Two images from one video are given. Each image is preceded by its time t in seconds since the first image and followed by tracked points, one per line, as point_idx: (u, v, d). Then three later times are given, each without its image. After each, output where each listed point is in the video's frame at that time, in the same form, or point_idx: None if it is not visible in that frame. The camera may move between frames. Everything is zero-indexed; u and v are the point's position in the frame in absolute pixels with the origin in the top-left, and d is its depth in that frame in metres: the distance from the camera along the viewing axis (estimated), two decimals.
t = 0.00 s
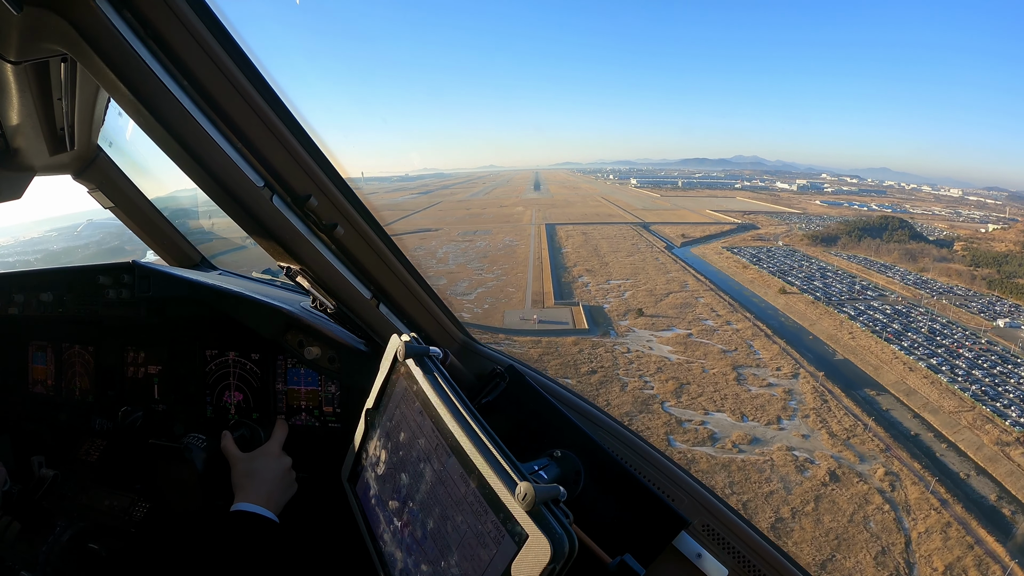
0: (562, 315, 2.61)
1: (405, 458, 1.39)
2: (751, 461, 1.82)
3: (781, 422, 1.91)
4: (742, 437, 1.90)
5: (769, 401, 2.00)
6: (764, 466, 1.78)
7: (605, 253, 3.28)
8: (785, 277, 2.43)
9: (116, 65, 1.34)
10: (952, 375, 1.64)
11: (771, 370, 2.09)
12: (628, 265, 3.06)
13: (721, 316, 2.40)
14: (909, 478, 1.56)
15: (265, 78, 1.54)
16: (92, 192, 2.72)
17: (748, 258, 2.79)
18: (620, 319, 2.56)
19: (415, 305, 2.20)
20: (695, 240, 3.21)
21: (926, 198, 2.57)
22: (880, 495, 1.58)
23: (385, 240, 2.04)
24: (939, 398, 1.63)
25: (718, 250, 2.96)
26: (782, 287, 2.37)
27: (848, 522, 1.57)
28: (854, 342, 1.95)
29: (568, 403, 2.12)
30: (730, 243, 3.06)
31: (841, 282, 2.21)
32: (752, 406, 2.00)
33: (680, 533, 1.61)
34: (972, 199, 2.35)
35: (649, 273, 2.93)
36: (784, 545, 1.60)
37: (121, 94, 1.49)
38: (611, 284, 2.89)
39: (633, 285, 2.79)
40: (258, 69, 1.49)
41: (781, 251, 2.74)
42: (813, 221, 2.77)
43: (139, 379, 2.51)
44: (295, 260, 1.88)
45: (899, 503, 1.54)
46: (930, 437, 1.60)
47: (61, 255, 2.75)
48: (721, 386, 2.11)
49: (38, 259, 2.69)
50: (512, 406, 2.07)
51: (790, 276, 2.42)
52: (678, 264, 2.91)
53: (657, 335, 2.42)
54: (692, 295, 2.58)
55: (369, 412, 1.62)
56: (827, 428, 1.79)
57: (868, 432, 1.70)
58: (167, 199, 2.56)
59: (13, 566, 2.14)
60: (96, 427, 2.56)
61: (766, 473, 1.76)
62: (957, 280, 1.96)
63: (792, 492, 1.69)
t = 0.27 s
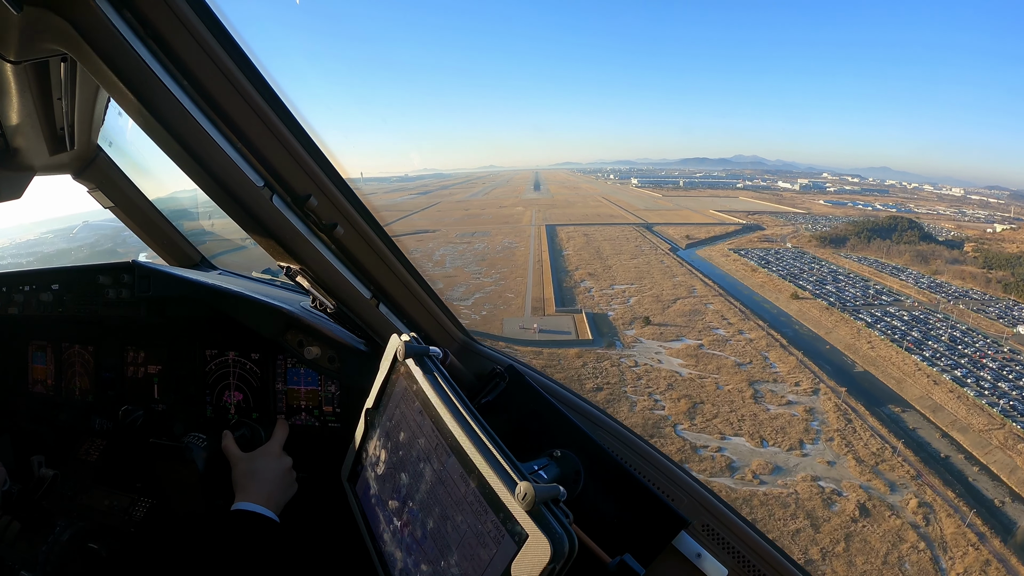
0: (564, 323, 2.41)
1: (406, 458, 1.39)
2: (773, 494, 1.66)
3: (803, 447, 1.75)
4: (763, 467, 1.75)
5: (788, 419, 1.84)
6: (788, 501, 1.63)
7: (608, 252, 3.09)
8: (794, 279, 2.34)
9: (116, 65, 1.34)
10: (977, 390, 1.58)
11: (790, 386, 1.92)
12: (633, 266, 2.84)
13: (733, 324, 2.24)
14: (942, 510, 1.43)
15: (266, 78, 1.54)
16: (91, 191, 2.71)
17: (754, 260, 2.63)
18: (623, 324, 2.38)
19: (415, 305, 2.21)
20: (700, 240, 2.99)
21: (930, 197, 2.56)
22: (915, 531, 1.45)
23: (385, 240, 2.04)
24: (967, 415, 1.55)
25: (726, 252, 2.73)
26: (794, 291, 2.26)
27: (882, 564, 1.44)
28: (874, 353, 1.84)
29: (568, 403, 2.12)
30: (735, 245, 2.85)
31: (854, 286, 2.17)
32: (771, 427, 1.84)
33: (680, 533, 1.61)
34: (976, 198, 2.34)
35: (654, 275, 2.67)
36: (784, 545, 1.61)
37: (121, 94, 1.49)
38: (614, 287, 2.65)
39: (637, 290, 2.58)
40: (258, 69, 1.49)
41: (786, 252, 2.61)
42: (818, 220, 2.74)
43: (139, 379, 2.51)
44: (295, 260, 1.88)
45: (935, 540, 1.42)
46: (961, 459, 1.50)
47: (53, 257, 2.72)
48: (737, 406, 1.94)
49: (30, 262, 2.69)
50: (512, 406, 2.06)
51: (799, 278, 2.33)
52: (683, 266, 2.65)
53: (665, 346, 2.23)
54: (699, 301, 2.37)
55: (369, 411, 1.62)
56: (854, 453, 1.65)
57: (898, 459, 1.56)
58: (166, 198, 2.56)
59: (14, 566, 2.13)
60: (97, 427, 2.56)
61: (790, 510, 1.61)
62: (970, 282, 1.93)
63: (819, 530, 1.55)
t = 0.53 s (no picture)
0: (568, 334, 2.42)
1: (405, 458, 1.39)
2: (800, 531, 1.58)
3: (830, 476, 1.65)
4: (788, 500, 1.65)
5: (811, 442, 1.75)
6: (816, 539, 1.55)
7: (611, 258, 3.18)
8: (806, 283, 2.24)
9: (116, 65, 1.34)
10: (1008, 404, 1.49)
11: (811, 404, 1.84)
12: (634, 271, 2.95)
13: (747, 333, 2.23)
14: (981, 544, 1.36)
15: (266, 78, 1.54)
16: (91, 191, 2.71)
17: (764, 263, 2.57)
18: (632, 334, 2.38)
19: (415, 304, 2.21)
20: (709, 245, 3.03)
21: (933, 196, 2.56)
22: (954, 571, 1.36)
23: (384, 240, 2.04)
24: (999, 433, 1.47)
25: (734, 255, 2.76)
26: (808, 295, 2.16)
27: None
28: (896, 364, 1.74)
29: (567, 403, 2.12)
30: (743, 246, 2.88)
31: (868, 290, 2.04)
32: (796, 452, 1.75)
33: (680, 533, 1.61)
34: (979, 196, 2.31)
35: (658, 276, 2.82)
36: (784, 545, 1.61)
37: (121, 94, 1.49)
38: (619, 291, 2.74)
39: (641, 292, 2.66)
40: (258, 69, 1.49)
41: (795, 254, 2.53)
42: (826, 220, 2.66)
43: (139, 379, 2.51)
44: (295, 260, 1.88)
45: None
46: (995, 483, 1.42)
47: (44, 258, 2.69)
48: (755, 428, 1.86)
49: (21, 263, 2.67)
50: (512, 406, 2.06)
51: (811, 283, 2.23)
52: (690, 270, 2.74)
53: (675, 358, 2.20)
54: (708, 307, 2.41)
55: (369, 411, 1.62)
56: (884, 482, 1.56)
57: (931, 485, 1.47)
58: (166, 199, 2.56)
59: (11, 564, 2.11)
60: (96, 427, 2.56)
61: (819, 549, 1.54)
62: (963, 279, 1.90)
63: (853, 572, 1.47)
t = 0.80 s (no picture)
0: (573, 349, 2.41)
1: (405, 458, 1.39)
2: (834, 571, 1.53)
3: (861, 510, 1.61)
4: (818, 540, 1.60)
5: (838, 470, 1.71)
6: None
7: (614, 261, 3.31)
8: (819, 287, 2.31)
9: (115, 65, 1.34)
10: None
11: (836, 426, 1.82)
12: (641, 276, 3.03)
13: (762, 343, 2.23)
14: None
15: (266, 77, 1.53)
16: (92, 192, 2.71)
17: (776, 268, 2.62)
18: (643, 344, 2.40)
19: (415, 305, 2.21)
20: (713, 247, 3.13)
21: (935, 195, 2.57)
22: None
23: (384, 240, 2.04)
24: None
25: (740, 258, 2.88)
26: (822, 301, 2.22)
27: None
28: (921, 377, 1.76)
29: (567, 403, 2.12)
30: (750, 247, 2.96)
31: (884, 294, 2.10)
32: (823, 481, 1.70)
33: (680, 533, 1.61)
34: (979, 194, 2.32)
35: (667, 283, 2.87)
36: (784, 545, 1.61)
37: (120, 94, 1.48)
38: (626, 297, 2.84)
39: (648, 298, 2.77)
40: (258, 69, 1.49)
41: (808, 257, 2.59)
42: (833, 221, 2.75)
43: (139, 379, 2.51)
44: (295, 260, 1.88)
45: None
46: None
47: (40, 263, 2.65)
48: (779, 454, 1.82)
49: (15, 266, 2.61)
50: (512, 406, 2.06)
51: (824, 287, 2.29)
52: (699, 275, 2.83)
53: (688, 374, 2.21)
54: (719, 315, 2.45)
55: (369, 412, 1.62)
56: (919, 516, 1.52)
57: (971, 521, 1.45)
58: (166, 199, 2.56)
59: (13, 566, 2.16)
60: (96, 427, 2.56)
61: None
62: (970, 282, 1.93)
63: None
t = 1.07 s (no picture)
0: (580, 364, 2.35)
1: (405, 458, 1.39)
2: None
3: (896, 550, 1.51)
4: None
5: (869, 503, 1.62)
6: None
7: (618, 263, 3.28)
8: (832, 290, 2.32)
9: (115, 65, 1.34)
10: None
11: (863, 452, 1.75)
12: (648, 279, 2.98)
13: (779, 356, 2.23)
14: None
15: (266, 77, 1.53)
16: (92, 192, 2.71)
17: (788, 272, 2.62)
18: (651, 357, 2.33)
19: (415, 304, 2.21)
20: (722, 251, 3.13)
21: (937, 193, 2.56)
22: None
23: (384, 240, 2.04)
24: None
25: (750, 260, 2.87)
26: (839, 307, 2.21)
27: None
28: (948, 391, 1.74)
29: (567, 403, 2.13)
30: (758, 248, 2.98)
31: (900, 299, 2.10)
32: (855, 517, 1.60)
33: (680, 533, 1.61)
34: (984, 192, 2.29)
35: (675, 286, 2.85)
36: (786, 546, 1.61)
37: (120, 94, 1.49)
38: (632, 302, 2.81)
39: (655, 304, 2.74)
40: (258, 69, 1.49)
41: (819, 258, 2.59)
42: (839, 219, 2.74)
43: (138, 378, 2.51)
44: (295, 260, 1.88)
45: None
46: None
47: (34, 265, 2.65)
48: (806, 485, 1.72)
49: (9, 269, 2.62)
50: (512, 406, 2.06)
51: (839, 290, 2.29)
52: (706, 278, 2.85)
53: (702, 392, 2.12)
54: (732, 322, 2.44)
55: (369, 412, 1.62)
56: (960, 556, 1.44)
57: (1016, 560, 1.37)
58: (166, 199, 2.56)
59: (13, 566, 2.14)
60: (96, 427, 2.56)
61: None
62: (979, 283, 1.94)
63: None
